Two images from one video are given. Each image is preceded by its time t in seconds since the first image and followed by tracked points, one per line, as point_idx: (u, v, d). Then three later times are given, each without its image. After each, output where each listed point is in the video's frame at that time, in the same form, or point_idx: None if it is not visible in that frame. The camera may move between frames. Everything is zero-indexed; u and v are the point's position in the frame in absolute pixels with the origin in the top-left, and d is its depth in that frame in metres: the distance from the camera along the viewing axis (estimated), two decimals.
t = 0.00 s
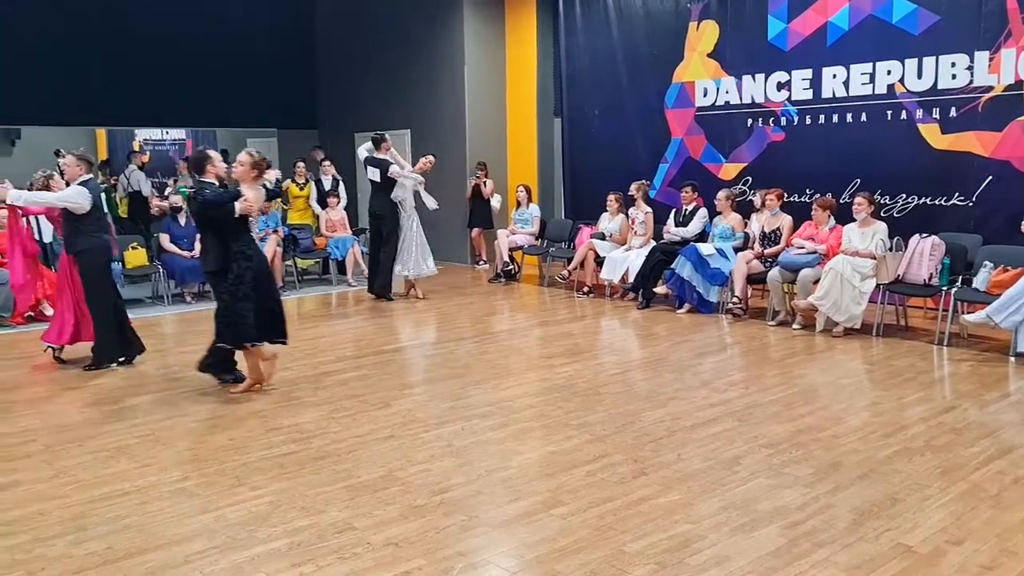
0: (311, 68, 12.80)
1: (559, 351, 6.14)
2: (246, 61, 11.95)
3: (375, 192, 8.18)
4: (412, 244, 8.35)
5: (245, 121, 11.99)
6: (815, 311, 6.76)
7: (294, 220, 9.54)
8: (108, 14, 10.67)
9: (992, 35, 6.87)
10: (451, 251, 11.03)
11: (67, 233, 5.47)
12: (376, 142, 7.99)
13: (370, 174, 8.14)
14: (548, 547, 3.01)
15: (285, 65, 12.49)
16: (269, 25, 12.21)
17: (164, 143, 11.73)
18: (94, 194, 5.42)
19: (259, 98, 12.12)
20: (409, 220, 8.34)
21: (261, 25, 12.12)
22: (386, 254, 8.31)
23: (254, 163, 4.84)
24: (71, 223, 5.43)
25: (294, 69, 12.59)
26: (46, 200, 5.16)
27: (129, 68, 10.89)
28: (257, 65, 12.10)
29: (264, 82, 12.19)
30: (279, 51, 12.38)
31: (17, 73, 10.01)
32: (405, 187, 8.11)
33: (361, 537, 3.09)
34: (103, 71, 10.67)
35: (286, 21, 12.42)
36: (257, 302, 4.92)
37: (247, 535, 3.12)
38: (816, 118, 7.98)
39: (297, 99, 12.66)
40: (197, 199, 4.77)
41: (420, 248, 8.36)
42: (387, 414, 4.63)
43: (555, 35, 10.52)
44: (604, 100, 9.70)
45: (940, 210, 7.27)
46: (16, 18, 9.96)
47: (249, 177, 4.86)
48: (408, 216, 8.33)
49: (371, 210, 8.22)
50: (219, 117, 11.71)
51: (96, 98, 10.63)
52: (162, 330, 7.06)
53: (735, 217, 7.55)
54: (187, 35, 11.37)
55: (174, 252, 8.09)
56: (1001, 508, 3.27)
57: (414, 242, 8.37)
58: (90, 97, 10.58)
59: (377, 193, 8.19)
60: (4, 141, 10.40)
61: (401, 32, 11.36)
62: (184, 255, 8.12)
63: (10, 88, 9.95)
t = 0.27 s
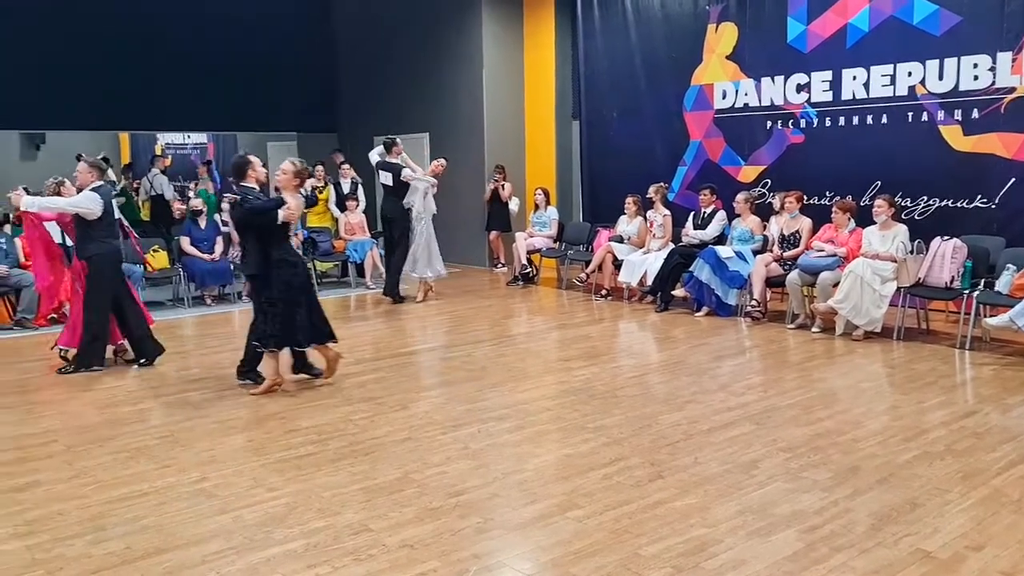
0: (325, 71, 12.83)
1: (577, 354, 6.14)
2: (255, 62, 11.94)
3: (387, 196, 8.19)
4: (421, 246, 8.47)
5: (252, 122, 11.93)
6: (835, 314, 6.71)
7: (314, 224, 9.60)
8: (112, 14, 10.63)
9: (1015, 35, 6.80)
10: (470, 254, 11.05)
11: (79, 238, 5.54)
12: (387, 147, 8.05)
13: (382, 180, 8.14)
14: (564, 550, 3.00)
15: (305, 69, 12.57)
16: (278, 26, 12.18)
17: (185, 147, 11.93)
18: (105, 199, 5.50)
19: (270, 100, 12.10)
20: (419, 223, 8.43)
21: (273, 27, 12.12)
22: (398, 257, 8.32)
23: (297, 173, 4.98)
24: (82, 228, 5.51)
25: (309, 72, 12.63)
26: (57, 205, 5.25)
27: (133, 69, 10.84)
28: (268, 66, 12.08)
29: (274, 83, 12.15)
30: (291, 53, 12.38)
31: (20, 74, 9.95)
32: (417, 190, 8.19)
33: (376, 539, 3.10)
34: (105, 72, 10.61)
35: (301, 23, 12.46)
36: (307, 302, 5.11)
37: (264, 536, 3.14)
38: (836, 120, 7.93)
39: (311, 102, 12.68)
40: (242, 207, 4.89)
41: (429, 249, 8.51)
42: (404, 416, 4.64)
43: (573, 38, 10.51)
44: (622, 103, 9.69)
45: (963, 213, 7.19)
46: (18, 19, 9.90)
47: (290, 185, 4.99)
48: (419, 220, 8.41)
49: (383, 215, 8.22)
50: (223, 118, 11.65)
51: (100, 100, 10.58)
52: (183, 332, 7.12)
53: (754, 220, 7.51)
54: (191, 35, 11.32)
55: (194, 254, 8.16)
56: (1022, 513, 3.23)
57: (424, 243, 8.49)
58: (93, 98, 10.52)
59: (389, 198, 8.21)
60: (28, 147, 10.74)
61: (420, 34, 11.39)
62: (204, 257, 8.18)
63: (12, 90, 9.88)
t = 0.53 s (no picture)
0: (332, 73, 12.84)
1: (588, 358, 6.14)
2: (257, 62, 11.89)
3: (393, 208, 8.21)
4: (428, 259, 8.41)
5: (254, 122, 11.88)
6: (848, 317, 6.68)
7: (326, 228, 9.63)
8: (111, 14, 10.63)
9: None
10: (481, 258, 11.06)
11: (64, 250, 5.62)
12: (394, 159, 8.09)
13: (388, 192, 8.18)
14: (574, 553, 3.00)
15: (316, 74, 12.63)
16: (282, 26, 12.13)
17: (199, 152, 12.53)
18: (93, 214, 5.61)
19: (273, 100, 12.06)
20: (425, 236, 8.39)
21: (277, 29, 12.09)
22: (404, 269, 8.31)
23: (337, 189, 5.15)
24: (66, 241, 5.58)
25: (316, 75, 12.64)
26: (44, 219, 5.36)
27: (132, 69, 10.82)
28: (271, 67, 12.05)
29: (277, 84, 12.12)
30: (296, 55, 12.37)
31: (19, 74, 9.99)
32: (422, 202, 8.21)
33: (387, 542, 3.10)
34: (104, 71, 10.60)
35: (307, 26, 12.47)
36: (348, 312, 5.18)
37: (275, 538, 3.15)
38: (848, 123, 7.90)
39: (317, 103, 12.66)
40: (284, 225, 4.93)
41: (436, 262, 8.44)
42: (415, 419, 4.65)
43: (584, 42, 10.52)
44: (633, 106, 9.68)
45: (976, 216, 7.14)
46: (17, 18, 9.94)
47: (328, 200, 5.16)
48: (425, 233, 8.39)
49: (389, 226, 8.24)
50: (224, 118, 11.59)
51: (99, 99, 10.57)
52: (195, 335, 7.15)
53: (766, 223, 7.47)
54: (191, 34, 11.28)
55: (207, 258, 8.21)
56: None
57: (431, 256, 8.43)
58: (93, 98, 10.52)
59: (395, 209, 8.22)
60: (44, 152, 10.97)
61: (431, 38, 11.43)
62: (216, 261, 8.23)
63: (11, 90, 9.93)
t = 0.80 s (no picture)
0: (339, 75, 12.78)
1: (599, 362, 6.13)
2: (259, 63, 11.85)
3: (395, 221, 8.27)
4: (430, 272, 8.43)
5: (256, 123, 11.84)
6: (860, 322, 6.65)
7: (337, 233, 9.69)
8: (113, 14, 10.59)
9: None
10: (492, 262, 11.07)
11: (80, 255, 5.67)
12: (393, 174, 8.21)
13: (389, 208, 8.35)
14: (584, 557, 3.00)
15: (328, 79, 12.67)
16: (285, 26, 12.04)
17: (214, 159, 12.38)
18: (78, 228, 5.59)
19: (277, 101, 12.03)
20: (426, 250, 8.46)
21: (282, 30, 12.03)
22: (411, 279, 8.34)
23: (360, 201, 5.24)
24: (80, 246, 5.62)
25: (324, 78, 12.62)
26: (30, 233, 5.32)
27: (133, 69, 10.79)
28: (275, 68, 12.00)
29: (280, 85, 12.07)
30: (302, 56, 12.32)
31: (20, 74, 9.99)
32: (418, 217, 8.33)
33: (397, 545, 3.11)
34: (105, 72, 10.58)
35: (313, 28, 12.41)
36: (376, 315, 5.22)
37: (286, 541, 3.17)
38: (860, 127, 7.87)
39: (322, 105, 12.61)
40: (308, 232, 5.02)
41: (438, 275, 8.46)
42: (426, 423, 4.66)
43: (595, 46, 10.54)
44: (644, 111, 9.68)
45: (990, 220, 7.11)
46: (17, 18, 9.93)
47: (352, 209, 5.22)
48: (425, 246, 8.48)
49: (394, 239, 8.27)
50: (225, 119, 11.56)
51: (100, 100, 10.56)
52: (208, 340, 7.19)
53: (777, 228, 7.45)
54: (193, 34, 11.23)
55: (219, 263, 8.26)
56: None
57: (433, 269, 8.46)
58: (94, 98, 10.51)
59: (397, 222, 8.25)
60: (59, 158, 11.12)
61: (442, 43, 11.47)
62: (229, 266, 8.28)
63: (11, 90, 9.93)
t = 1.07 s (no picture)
0: (345, 76, 12.74)
1: (614, 367, 6.12)
2: (260, 63, 11.77)
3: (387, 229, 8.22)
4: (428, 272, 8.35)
5: (257, 123, 11.77)
6: (877, 327, 6.61)
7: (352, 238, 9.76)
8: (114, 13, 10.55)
9: None
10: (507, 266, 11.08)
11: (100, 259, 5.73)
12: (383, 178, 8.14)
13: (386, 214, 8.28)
14: (599, 562, 3.00)
15: (343, 85, 12.73)
16: (285, 25, 11.95)
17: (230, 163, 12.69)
18: (50, 238, 5.51)
19: (279, 102, 11.98)
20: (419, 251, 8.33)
21: (284, 29, 11.95)
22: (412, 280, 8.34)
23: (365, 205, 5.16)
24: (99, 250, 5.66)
25: (334, 81, 12.61)
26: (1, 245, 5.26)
27: (134, 69, 10.74)
28: (276, 68, 11.93)
29: (282, 85, 12.00)
30: (306, 57, 12.24)
31: (20, 74, 9.96)
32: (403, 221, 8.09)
33: (413, 549, 3.11)
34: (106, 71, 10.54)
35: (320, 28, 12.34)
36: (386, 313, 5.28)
37: (302, 544, 3.18)
38: (877, 130, 7.83)
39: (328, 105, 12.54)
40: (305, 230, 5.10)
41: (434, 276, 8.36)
42: (441, 427, 4.66)
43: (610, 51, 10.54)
44: (659, 114, 9.66)
45: (1009, 224, 7.04)
46: (17, 18, 9.90)
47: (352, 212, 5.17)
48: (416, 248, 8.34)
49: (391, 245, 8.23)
50: (226, 119, 11.49)
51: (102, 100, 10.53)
52: (224, 343, 7.23)
53: (793, 232, 7.42)
54: (194, 33, 11.16)
55: (236, 267, 8.29)
56: None
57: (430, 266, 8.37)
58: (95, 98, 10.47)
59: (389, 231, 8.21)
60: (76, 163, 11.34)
61: (457, 47, 11.50)
62: (245, 270, 8.30)
63: (14, 90, 9.92)
